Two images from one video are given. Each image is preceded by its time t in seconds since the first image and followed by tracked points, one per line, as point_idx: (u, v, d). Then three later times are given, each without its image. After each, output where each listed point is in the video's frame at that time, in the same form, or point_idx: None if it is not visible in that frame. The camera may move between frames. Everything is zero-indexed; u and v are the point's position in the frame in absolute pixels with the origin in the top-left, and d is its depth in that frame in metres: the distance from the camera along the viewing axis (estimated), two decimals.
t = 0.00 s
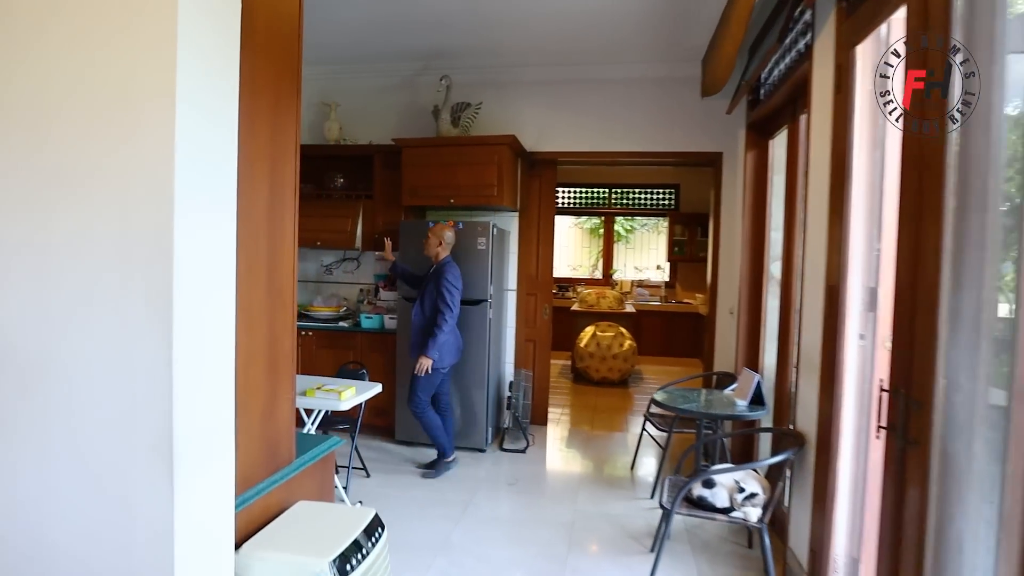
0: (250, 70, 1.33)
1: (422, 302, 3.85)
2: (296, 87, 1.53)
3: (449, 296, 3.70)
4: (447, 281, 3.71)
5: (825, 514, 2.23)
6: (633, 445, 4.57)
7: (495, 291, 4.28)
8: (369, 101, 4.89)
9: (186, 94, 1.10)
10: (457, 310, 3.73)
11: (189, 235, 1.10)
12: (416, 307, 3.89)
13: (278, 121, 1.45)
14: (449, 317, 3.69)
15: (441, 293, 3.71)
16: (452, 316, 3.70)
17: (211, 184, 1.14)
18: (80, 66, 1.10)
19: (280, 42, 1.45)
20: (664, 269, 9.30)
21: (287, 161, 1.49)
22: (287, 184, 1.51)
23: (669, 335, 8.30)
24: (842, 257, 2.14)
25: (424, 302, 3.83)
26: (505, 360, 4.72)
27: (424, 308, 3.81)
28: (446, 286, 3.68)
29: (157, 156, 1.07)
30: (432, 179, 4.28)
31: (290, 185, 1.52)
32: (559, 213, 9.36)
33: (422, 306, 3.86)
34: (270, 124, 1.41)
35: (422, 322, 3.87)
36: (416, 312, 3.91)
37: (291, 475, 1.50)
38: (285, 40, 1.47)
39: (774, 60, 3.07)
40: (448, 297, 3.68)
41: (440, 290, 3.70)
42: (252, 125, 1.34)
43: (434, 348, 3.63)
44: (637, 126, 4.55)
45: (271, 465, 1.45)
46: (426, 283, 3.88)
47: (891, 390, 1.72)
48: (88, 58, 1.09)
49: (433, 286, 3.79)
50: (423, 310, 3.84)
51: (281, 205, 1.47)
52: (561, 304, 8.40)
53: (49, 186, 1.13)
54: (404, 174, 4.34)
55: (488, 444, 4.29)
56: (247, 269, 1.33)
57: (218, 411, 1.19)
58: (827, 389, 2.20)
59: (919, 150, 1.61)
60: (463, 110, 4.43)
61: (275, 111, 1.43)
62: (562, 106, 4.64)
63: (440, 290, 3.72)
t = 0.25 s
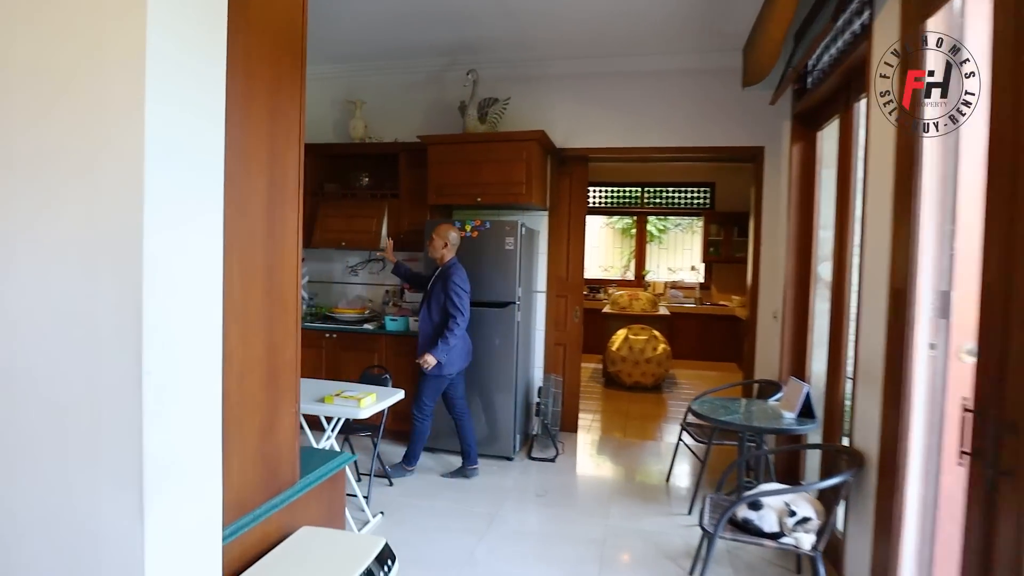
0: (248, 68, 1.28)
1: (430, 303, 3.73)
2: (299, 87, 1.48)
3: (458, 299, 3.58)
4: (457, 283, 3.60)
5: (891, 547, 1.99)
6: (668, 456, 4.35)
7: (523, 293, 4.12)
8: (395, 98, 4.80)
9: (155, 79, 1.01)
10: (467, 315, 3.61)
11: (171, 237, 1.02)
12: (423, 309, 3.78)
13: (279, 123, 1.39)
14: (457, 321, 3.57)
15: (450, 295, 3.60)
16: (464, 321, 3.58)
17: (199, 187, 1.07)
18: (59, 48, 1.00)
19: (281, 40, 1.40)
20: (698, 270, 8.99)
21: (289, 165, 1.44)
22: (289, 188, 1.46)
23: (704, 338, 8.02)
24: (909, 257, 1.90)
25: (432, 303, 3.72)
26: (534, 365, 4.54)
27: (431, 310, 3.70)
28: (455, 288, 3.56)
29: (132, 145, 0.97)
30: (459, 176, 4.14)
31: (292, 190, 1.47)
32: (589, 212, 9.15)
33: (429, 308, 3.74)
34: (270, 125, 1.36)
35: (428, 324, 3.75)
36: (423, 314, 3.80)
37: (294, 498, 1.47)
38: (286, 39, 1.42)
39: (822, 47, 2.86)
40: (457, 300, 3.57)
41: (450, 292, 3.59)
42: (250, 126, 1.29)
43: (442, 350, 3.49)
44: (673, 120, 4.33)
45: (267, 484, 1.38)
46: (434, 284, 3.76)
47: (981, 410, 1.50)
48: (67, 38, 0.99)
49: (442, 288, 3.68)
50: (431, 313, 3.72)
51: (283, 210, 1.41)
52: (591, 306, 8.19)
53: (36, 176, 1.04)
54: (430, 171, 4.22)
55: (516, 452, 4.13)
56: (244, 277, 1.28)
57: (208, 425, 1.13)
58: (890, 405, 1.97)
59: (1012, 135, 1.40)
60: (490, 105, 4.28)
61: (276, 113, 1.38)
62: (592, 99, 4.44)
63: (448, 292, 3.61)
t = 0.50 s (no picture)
0: (243, 119, 1.39)
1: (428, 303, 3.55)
2: (298, 123, 1.58)
3: (456, 299, 3.37)
4: (455, 283, 3.39)
5: None
6: (709, 468, 4.09)
7: (555, 294, 3.93)
8: (424, 94, 4.68)
9: (114, 94, 1.06)
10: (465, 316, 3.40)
11: (130, 285, 1.11)
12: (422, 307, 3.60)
13: (276, 163, 1.50)
14: (453, 322, 3.36)
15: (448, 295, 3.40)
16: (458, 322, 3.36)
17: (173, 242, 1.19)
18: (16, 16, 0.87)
19: (275, 78, 1.49)
20: (737, 271, 8.65)
21: (289, 200, 1.56)
22: (290, 220, 1.58)
23: (744, 342, 7.68)
24: (1003, 257, 1.64)
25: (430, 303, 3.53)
26: (566, 370, 4.35)
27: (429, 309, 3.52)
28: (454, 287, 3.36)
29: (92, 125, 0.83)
30: (488, 173, 3.98)
31: (293, 221, 1.59)
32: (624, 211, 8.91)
33: (428, 308, 3.55)
34: (268, 168, 1.48)
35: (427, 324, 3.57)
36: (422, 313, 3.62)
37: (296, 525, 1.64)
38: (280, 76, 1.51)
39: (877, 34, 2.64)
40: (454, 300, 3.36)
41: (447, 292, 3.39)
42: (243, 172, 1.40)
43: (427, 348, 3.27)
44: (715, 111, 4.08)
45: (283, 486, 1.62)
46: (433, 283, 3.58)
47: None
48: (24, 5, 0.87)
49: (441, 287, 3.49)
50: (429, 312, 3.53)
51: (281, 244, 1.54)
52: (626, 307, 7.94)
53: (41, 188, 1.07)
54: (458, 168, 4.07)
55: (547, 461, 3.94)
56: (237, 312, 1.40)
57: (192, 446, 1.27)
58: (977, 428, 1.71)
59: None
60: (520, 99, 4.12)
61: (274, 152, 1.50)
62: (629, 91, 4.23)
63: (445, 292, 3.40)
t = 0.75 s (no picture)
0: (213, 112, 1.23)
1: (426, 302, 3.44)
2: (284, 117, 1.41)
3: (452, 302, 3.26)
4: (453, 285, 3.27)
5: None
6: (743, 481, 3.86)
7: (580, 299, 3.75)
8: (445, 92, 4.56)
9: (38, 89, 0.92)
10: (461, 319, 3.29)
11: (54, 307, 0.96)
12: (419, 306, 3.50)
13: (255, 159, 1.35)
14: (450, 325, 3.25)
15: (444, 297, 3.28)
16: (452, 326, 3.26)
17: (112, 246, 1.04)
18: None
19: (258, 72, 1.34)
20: (769, 273, 8.35)
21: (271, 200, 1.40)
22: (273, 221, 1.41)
23: (776, 347, 7.39)
24: None
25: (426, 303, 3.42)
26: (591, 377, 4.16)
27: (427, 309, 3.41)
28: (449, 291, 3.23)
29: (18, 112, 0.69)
30: (510, 172, 3.83)
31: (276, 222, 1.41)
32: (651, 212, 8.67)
33: (425, 308, 3.45)
34: (243, 164, 1.31)
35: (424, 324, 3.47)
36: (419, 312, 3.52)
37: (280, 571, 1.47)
38: (263, 69, 1.35)
39: (934, 16, 2.41)
40: (451, 303, 3.24)
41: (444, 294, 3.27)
42: (212, 169, 1.24)
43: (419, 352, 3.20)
44: (750, 106, 3.86)
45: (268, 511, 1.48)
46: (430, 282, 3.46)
47: None
48: None
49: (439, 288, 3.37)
50: (426, 312, 3.43)
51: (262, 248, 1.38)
52: (653, 310, 7.71)
53: None
54: (479, 167, 3.93)
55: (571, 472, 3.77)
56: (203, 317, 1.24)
57: (136, 482, 1.11)
58: None
59: None
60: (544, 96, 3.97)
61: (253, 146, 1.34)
62: (657, 86, 4.04)
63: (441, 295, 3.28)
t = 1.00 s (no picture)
0: (153, 65, 0.83)
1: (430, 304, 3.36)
2: (251, 81, 0.99)
3: (460, 303, 3.20)
4: (462, 288, 3.21)
5: None
6: (778, 494, 3.63)
7: (604, 300, 3.58)
8: (466, 87, 4.44)
9: None
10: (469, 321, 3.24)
11: None
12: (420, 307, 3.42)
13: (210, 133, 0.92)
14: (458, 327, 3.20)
15: (452, 299, 3.23)
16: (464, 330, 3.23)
17: (34, 262, 0.69)
18: None
19: (212, 15, 0.93)
20: (804, 274, 8.02)
21: (238, 193, 0.97)
22: (240, 222, 0.98)
23: (812, 350, 7.08)
24: None
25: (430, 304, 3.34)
26: (616, 382, 3.98)
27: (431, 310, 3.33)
28: (458, 292, 3.18)
29: None
30: (530, 168, 3.67)
31: (243, 225, 0.98)
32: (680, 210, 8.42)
33: (429, 310, 3.37)
34: (193, 140, 0.89)
35: (426, 325, 3.39)
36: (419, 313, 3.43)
37: None
38: (221, 7, 0.94)
39: None
40: (459, 304, 3.19)
41: (452, 295, 3.21)
42: (154, 153, 0.84)
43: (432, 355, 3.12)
44: (786, 95, 3.64)
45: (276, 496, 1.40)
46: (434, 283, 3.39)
47: None
48: None
49: (445, 289, 3.30)
50: (431, 314, 3.35)
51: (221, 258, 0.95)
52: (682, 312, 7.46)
53: None
54: (499, 163, 3.78)
55: (595, 482, 3.59)
56: (144, 365, 0.84)
57: None
58: None
59: None
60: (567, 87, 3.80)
61: (204, 117, 0.91)
62: (686, 76, 3.83)
63: (451, 298, 3.22)
